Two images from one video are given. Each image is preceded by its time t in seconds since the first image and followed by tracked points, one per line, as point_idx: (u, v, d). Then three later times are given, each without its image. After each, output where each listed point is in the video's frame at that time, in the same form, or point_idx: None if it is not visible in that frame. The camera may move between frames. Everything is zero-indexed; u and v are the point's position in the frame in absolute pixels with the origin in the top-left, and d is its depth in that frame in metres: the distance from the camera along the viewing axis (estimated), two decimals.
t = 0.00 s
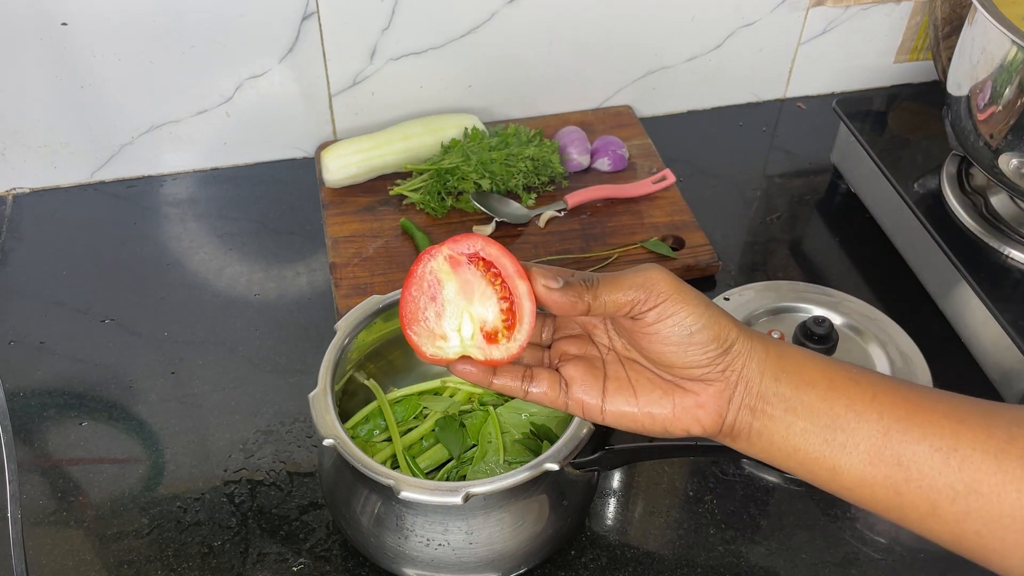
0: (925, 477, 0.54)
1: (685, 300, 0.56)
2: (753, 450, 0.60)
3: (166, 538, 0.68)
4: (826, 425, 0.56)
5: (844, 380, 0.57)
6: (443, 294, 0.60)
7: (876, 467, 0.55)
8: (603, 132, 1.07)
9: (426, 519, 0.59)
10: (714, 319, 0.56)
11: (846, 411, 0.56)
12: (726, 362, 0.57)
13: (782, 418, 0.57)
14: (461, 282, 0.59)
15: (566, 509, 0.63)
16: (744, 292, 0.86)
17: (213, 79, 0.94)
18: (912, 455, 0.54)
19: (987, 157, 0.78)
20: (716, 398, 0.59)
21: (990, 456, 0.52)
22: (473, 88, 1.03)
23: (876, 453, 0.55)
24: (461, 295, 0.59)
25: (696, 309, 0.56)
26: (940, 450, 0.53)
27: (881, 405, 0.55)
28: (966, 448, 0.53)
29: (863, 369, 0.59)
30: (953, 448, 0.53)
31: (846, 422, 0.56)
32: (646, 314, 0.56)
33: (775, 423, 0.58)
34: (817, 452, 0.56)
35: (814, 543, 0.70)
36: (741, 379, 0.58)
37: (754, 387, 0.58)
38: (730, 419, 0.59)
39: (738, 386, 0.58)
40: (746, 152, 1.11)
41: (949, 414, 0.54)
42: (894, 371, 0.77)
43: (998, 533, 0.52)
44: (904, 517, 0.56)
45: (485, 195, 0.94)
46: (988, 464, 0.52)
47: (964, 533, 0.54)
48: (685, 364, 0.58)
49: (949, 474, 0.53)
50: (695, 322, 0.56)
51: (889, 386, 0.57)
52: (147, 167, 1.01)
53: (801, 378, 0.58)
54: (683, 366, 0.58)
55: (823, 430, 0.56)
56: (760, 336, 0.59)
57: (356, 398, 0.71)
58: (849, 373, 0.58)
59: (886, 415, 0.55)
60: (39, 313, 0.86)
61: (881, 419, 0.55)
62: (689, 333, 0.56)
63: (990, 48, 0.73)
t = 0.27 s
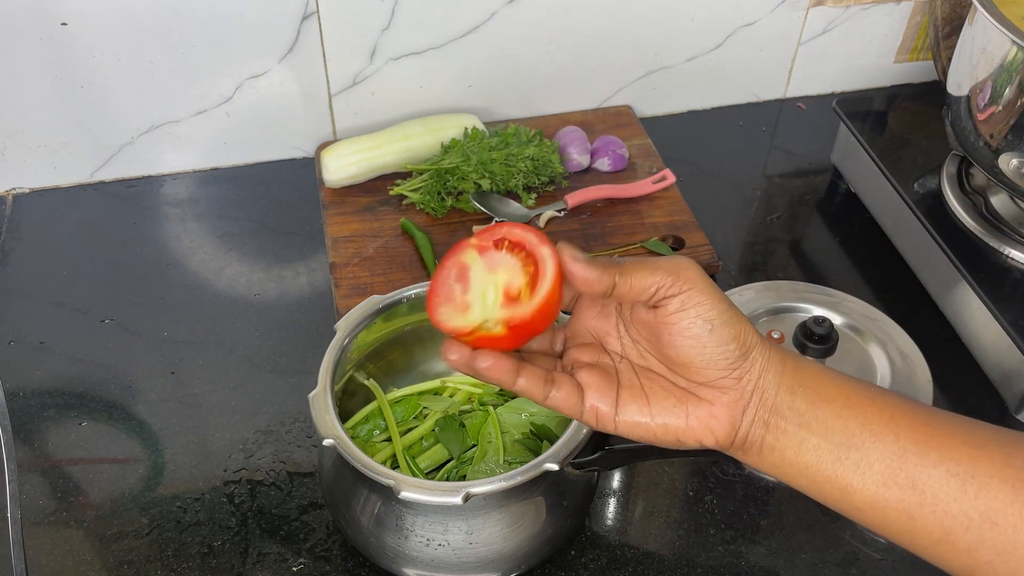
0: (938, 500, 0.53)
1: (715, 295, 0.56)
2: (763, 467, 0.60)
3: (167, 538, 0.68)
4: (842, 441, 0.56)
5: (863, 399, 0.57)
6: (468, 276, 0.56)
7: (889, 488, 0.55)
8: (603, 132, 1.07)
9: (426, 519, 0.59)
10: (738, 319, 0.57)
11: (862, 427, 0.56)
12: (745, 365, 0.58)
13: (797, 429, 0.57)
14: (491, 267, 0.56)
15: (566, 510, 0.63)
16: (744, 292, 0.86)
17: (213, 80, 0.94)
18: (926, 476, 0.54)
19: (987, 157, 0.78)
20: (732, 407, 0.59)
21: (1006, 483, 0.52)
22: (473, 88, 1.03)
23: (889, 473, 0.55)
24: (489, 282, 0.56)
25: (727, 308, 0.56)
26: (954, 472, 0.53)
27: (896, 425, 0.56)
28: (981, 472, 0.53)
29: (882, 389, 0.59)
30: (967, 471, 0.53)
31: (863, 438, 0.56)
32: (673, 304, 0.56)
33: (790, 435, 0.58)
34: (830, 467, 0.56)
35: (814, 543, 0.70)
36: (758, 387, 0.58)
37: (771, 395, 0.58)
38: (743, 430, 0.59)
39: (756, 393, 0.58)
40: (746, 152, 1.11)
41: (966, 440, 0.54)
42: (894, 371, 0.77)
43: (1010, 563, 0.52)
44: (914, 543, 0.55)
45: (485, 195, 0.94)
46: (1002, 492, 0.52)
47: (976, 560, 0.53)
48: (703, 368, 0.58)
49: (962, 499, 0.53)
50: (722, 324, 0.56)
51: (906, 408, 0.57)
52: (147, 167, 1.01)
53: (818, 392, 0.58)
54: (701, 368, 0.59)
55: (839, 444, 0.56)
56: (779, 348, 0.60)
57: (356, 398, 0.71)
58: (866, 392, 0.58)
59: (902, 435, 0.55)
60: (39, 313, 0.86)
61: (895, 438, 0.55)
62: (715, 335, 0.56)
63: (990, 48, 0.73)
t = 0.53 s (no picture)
0: (990, 495, 0.49)
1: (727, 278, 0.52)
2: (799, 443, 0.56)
3: (166, 538, 0.68)
4: (886, 424, 0.51)
5: (914, 376, 0.51)
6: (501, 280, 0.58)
7: (933, 481, 0.50)
8: (604, 132, 1.07)
9: (426, 519, 0.59)
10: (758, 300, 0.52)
11: (910, 408, 0.51)
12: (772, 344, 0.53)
13: (834, 410, 0.53)
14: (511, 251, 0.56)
15: (566, 510, 0.63)
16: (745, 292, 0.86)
17: (213, 80, 0.94)
18: (980, 469, 0.49)
19: (987, 157, 0.78)
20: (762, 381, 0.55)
21: None
22: (474, 88, 1.03)
23: (937, 463, 0.50)
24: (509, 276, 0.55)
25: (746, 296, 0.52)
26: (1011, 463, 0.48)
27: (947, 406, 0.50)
28: None
29: (932, 369, 0.53)
30: None
31: (909, 422, 0.51)
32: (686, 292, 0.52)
33: (827, 419, 0.53)
34: (869, 451, 0.52)
35: (814, 543, 0.70)
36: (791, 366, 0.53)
37: (805, 371, 0.53)
38: (770, 409, 0.56)
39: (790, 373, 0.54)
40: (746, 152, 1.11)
41: None
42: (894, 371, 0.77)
43: None
44: (959, 534, 0.51)
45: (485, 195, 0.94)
46: None
47: None
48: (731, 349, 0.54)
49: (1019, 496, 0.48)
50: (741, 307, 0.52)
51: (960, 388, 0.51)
52: (147, 167, 1.01)
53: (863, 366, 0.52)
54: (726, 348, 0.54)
55: (882, 428, 0.51)
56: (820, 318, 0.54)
57: (356, 397, 0.71)
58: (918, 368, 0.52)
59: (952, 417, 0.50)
60: (39, 313, 0.86)
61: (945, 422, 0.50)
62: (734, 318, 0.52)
63: (990, 48, 0.73)
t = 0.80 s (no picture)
0: (982, 438, 0.60)
1: (751, 240, 0.58)
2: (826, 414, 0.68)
3: (166, 538, 0.68)
4: (888, 392, 0.63)
5: (889, 344, 0.64)
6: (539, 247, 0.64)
7: (888, 404, 0.63)
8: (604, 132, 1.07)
9: (426, 519, 0.59)
10: (777, 279, 0.60)
11: (897, 373, 0.63)
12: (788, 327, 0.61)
13: (846, 387, 0.63)
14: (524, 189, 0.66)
15: (566, 510, 0.63)
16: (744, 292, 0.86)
17: (213, 80, 0.94)
18: (959, 415, 0.61)
19: (987, 157, 0.78)
20: (786, 375, 0.65)
21: None
22: (473, 88, 1.03)
23: (932, 416, 0.62)
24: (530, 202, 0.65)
25: (764, 267, 0.59)
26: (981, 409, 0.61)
27: (922, 364, 0.63)
28: (1004, 408, 0.60)
29: (858, 318, 0.64)
30: (992, 413, 0.61)
31: (898, 388, 0.63)
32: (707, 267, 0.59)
33: (811, 381, 0.64)
34: (843, 404, 0.65)
35: (814, 543, 0.70)
36: (804, 359, 0.63)
37: (819, 358, 0.63)
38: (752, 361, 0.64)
39: (803, 366, 0.63)
40: (746, 152, 1.11)
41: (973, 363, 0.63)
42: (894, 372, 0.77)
43: None
44: (963, 481, 0.63)
45: (485, 196, 0.94)
46: (965, 401, 0.62)
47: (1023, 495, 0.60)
48: (764, 345, 0.62)
49: (1005, 439, 0.60)
50: (762, 290, 0.59)
51: (919, 343, 0.64)
52: (147, 167, 1.01)
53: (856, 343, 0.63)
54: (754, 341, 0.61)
55: (884, 396, 0.63)
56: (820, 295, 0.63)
57: (356, 397, 0.71)
58: (888, 335, 0.65)
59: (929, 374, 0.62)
60: (39, 313, 0.86)
61: (927, 380, 0.62)
62: (712, 322, 0.60)
63: (990, 48, 0.73)
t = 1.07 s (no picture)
0: (962, 434, 0.60)
1: (743, 253, 0.54)
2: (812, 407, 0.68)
3: (166, 538, 0.68)
4: (868, 393, 0.62)
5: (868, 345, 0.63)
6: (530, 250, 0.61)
7: (875, 404, 0.62)
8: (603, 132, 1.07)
9: (426, 519, 0.58)
10: (764, 291, 0.56)
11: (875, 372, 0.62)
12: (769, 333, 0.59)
13: (827, 387, 0.63)
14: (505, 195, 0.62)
15: (566, 510, 0.63)
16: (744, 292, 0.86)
17: (213, 80, 0.94)
18: (939, 414, 0.61)
19: (987, 157, 0.78)
20: (769, 377, 0.64)
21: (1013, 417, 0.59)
22: (473, 88, 1.03)
23: (911, 414, 0.62)
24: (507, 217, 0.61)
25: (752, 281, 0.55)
26: (960, 408, 0.61)
27: (900, 362, 0.62)
28: (984, 407, 0.60)
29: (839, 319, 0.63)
30: (970, 411, 0.60)
31: (879, 387, 0.62)
32: (696, 282, 0.55)
33: (795, 383, 0.63)
34: (831, 407, 0.64)
35: (814, 543, 0.70)
36: (785, 364, 0.61)
37: (801, 363, 0.61)
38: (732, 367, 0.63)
39: (783, 369, 0.62)
40: (746, 152, 1.11)
41: (953, 359, 0.63)
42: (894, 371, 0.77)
43: None
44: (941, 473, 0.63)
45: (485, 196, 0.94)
46: (954, 401, 0.61)
47: (1005, 488, 0.60)
48: (744, 350, 0.60)
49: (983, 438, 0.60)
50: (744, 300, 0.56)
51: (894, 342, 0.64)
52: (147, 167, 1.01)
53: (835, 345, 0.62)
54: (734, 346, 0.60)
55: (864, 396, 0.62)
56: (805, 295, 0.60)
57: (356, 397, 0.71)
58: (866, 334, 0.64)
59: (906, 371, 0.62)
60: (39, 313, 0.86)
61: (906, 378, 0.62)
62: (695, 331, 0.58)
63: (990, 48, 0.73)
